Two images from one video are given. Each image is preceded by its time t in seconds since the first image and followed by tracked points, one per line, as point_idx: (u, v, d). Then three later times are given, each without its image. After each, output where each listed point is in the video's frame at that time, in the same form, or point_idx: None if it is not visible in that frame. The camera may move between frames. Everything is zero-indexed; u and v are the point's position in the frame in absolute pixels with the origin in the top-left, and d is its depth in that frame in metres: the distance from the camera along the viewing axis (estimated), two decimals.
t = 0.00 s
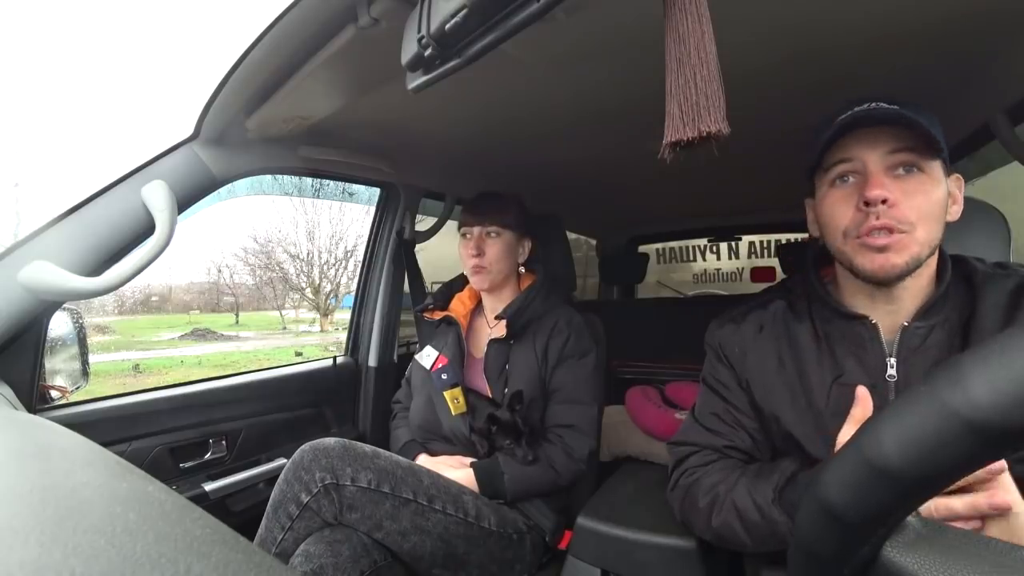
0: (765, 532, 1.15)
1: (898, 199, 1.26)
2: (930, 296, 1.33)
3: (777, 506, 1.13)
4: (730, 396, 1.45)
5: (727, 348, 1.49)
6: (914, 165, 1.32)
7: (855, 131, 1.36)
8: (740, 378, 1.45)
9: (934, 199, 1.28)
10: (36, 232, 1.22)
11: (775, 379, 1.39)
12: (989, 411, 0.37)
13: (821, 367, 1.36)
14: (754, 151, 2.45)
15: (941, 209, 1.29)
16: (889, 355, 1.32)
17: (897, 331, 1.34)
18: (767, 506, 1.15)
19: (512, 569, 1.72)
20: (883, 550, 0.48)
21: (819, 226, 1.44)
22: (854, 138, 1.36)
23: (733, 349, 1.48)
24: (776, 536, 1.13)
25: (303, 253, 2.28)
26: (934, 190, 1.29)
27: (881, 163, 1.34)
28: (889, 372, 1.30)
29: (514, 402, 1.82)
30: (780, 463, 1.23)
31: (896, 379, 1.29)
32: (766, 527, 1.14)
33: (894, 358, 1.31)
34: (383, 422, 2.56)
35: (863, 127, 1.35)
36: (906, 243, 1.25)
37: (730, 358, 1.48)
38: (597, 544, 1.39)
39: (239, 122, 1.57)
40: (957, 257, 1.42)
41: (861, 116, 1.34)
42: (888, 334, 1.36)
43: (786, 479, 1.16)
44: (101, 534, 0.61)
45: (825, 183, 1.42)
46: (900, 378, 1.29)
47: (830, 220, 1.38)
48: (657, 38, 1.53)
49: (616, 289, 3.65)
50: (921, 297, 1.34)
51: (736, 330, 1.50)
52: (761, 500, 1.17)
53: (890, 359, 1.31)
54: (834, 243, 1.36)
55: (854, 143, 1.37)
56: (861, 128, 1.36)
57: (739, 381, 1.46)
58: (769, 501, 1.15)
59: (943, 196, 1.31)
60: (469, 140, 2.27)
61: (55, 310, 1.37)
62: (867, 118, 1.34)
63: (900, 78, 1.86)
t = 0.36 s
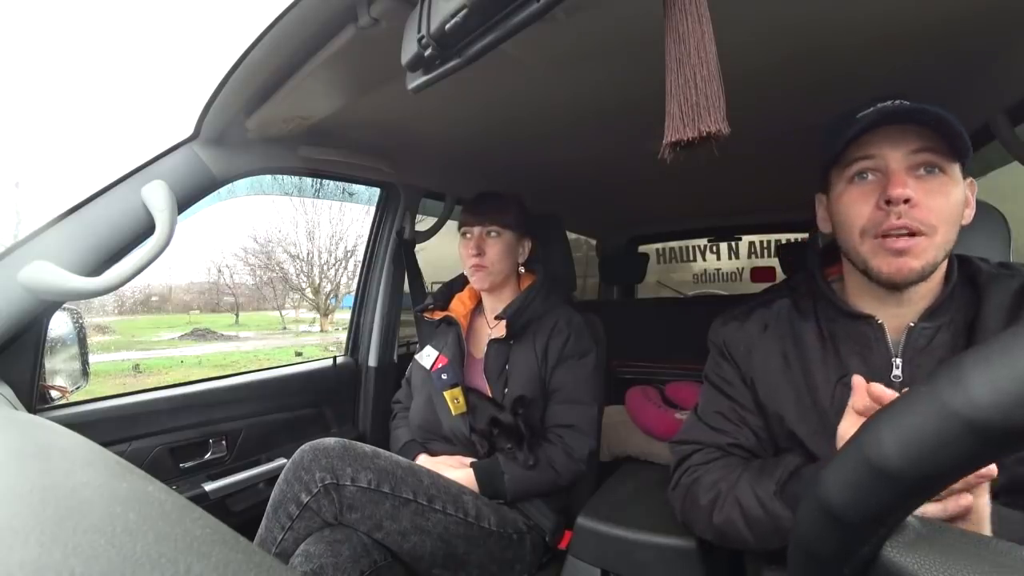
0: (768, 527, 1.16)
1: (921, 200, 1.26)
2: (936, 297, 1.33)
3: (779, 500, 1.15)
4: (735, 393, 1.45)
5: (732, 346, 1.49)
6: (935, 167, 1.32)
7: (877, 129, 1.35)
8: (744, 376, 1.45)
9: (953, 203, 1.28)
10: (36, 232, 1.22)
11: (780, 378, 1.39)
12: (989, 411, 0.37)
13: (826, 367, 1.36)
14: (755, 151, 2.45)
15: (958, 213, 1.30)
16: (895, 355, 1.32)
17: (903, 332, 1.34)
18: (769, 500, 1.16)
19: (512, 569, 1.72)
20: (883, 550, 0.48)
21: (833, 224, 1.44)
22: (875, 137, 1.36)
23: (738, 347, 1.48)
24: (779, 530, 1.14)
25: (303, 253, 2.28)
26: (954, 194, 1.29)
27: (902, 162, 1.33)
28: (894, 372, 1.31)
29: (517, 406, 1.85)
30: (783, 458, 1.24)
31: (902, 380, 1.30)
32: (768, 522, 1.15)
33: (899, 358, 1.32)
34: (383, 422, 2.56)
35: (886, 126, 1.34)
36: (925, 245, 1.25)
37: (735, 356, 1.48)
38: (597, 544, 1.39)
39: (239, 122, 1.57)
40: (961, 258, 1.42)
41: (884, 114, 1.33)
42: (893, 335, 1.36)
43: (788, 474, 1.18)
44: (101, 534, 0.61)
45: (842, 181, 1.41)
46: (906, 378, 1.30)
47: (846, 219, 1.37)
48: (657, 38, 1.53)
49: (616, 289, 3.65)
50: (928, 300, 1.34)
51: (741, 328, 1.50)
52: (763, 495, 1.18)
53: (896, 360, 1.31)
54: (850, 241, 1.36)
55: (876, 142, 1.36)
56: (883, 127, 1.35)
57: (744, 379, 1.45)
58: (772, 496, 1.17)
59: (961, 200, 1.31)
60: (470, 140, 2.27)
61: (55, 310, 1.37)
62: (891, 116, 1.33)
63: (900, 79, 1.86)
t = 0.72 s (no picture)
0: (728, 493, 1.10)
1: (923, 193, 1.26)
2: (935, 294, 1.33)
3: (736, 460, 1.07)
4: (732, 389, 1.45)
5: (731, 343, 1.50)
6: (934, 164, 1.33)
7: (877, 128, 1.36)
8: (742, 373, 1.46)
9: (953, 199, 1.29)
10: (36, 232, 1.22)
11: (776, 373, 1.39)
12: (988, 411, 0.37)
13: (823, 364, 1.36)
14: (754, 151, 2.45)
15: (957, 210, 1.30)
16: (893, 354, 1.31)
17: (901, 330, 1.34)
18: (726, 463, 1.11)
19: (511, 569, 1.72)
20: (883, 550, 0.48)
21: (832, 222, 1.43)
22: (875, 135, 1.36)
23: (736, 344, 1.48)
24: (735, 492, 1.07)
25: (302, 253, 2.28)
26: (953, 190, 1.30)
27: (903, 159, 1.34)
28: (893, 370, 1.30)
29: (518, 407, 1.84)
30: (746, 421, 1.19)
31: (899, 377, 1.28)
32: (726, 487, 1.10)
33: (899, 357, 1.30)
34: (383, 422, 2.56)
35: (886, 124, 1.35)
36: (928, 237, 1.24)
37: (733, 354, 1.49)
38: (597, 544, 1.39)
39: (239, 122, 1.57)
40: (958, 258, 1.41)
41: (884, 112, 1.34)
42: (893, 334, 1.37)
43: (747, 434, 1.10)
44: (100, 534, 0.61)
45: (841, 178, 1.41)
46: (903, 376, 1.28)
47: (846, 214, 1.36)
48: (657, 38, 1.53)
49: (616, 289, 3.65)
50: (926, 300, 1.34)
51: (739, 326, 1.50)
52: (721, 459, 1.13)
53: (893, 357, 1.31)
54: (851, 236, 1.35)
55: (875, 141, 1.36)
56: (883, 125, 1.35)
57: (742, 376, 1.46)
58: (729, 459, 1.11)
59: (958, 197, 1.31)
60: (469, 140, 2.27)
61: (55, 310, 1.37)
62: (891, 113, 1.33)
63: (900, 78, 1.86)
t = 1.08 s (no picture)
0: (758, 527, 1.17)
1: (914, 198, 1.27)
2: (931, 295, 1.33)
3: (770, 501, 1.17)
4: (732, 392, 1.45)
5: (729, 345, 1.49)
6: (922, 167, 1.34)
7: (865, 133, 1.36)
8: (741, 375, 1.46)
9: (942, 202, 1.30)
10: (36, 232, 1.22)
11: (776, 377, 1.39)
12: (987, 411, 0.37)
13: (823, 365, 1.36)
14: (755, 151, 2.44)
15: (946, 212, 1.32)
16: (890, 356, 1.32)
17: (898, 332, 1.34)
18: (760, 500, 1.18)
19: (512, 569, 1.72)
20: (883, 549, 0.49)
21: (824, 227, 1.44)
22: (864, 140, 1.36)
23: (735, 346, 1.48)
24: (769, 530, 1.15)
25: (303, 253, 2.28)
26: (941, 192, 1.31)
27: (892, 164, 1.34)
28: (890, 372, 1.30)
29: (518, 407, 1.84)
30: (772, 458, 1.26)
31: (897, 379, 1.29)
32: (758, 521, 1.17)
33: (895, 359, 1.31)
34: (384, 421, 2.56)
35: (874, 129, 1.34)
36: (921, 242, 1.25)
37: (732, 356, 1.48)
38: (597, 544, 1.38)
39: (239, 122, 1.57)
40: (955, 258, 1.40)
41: (871, 117, 1.34)
42: (889, 336, 1.37)
43: (778, 474, 1.21)
44: (100, 534, 0.61)
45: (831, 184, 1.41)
46: (902, 377, 1.28)
47: (839, 221, 1.37)
48: (657, 38, 1.53)
49: (616, 289, 3.65)
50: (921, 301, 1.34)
51: (738, 328, 1.50)
52: (754, 494, 1.20)
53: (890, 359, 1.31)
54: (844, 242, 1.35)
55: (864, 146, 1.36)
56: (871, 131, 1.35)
57: (741, 378, 1.46)
58: (763, 496, 1.19)
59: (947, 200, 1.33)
60: (469, 140, 2.27)
61: (55, 310, 1.37)
62: (878, 118, 1.33)
63: (899, 78, 1.85)
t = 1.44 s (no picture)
0: (755, 542, 1.18)
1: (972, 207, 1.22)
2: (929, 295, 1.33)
3: (768, 518, 1.17)
4: (726, 398, 1.45)
5: (724, 350, 1.50)
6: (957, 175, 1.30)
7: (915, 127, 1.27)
8: (736, 381, 1.46)
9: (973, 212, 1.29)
10: (36, 232, 1.22)
11: (771, 381, 1.39)
12: (987, 412, 0.37)
13: (819, 366, 1.36)
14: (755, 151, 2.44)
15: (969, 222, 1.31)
16: (887, 357, 1.31)
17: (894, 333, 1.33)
18: (759, 517, 1.18)
19: (511, 569, 1.72)
20: (883, 550, 0.49)
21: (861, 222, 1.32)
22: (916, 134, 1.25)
23: (730, 351, 1.48)
24: (765, 545, 1.16)
25: (303, 253, 2.28)
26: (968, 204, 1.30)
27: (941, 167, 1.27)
28: (887, 374, 1.29)
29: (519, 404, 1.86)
30: (772, 475, 1.27)
31: (894, 381, 1.28)
32: (755, 536, 1.18)
33: (892, 361, 1.30)
34: (384, 421, 2.56)
35: (929, 127, 1.25)
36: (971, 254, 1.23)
37: (726, 361, 1.48)
38: (597, 544, 1.38)
39: (239, 122, 1.57)
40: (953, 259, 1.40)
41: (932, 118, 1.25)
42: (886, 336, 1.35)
43: (778, 490, 1.20)
44: (101, 534, 0.61)
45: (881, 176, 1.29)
46: (898, 379, 1.28)
47: (894, 218, 1.26)
48: (657, 38, 1.53)
49: (616, 289, 3.65)
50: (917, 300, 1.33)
51: (733, 332, 1.50)
52: (753, 510, 1.19)
53: (888, 361, 1.30)
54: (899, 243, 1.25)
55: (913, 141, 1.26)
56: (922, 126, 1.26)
57: (736, 385, 1.46)
58: (761, 512, 1.18)
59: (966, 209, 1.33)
60: (469, 140, 2.27)
61: (55, 310, 1.37)
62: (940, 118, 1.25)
63: (900, 78, 1.85)
